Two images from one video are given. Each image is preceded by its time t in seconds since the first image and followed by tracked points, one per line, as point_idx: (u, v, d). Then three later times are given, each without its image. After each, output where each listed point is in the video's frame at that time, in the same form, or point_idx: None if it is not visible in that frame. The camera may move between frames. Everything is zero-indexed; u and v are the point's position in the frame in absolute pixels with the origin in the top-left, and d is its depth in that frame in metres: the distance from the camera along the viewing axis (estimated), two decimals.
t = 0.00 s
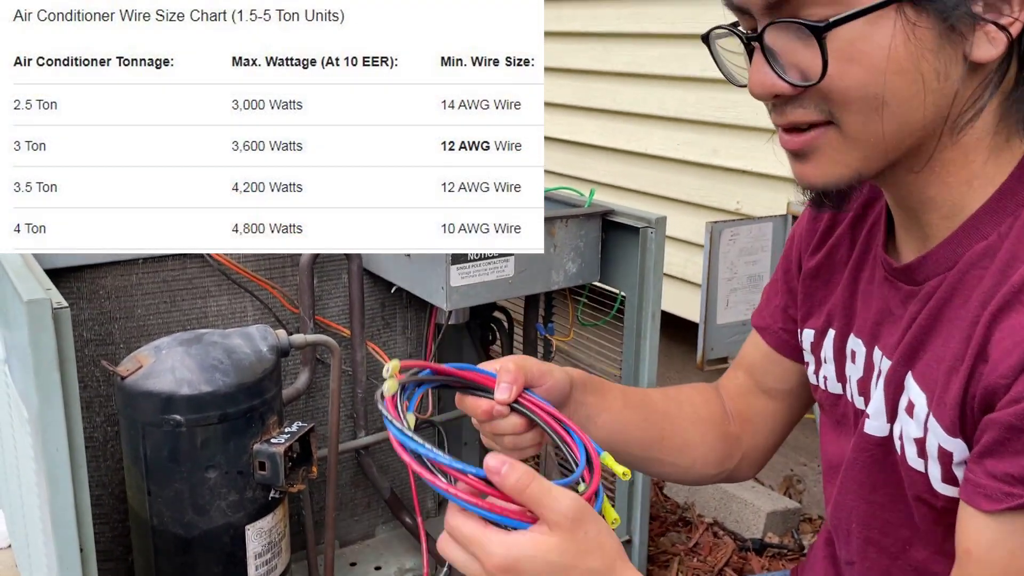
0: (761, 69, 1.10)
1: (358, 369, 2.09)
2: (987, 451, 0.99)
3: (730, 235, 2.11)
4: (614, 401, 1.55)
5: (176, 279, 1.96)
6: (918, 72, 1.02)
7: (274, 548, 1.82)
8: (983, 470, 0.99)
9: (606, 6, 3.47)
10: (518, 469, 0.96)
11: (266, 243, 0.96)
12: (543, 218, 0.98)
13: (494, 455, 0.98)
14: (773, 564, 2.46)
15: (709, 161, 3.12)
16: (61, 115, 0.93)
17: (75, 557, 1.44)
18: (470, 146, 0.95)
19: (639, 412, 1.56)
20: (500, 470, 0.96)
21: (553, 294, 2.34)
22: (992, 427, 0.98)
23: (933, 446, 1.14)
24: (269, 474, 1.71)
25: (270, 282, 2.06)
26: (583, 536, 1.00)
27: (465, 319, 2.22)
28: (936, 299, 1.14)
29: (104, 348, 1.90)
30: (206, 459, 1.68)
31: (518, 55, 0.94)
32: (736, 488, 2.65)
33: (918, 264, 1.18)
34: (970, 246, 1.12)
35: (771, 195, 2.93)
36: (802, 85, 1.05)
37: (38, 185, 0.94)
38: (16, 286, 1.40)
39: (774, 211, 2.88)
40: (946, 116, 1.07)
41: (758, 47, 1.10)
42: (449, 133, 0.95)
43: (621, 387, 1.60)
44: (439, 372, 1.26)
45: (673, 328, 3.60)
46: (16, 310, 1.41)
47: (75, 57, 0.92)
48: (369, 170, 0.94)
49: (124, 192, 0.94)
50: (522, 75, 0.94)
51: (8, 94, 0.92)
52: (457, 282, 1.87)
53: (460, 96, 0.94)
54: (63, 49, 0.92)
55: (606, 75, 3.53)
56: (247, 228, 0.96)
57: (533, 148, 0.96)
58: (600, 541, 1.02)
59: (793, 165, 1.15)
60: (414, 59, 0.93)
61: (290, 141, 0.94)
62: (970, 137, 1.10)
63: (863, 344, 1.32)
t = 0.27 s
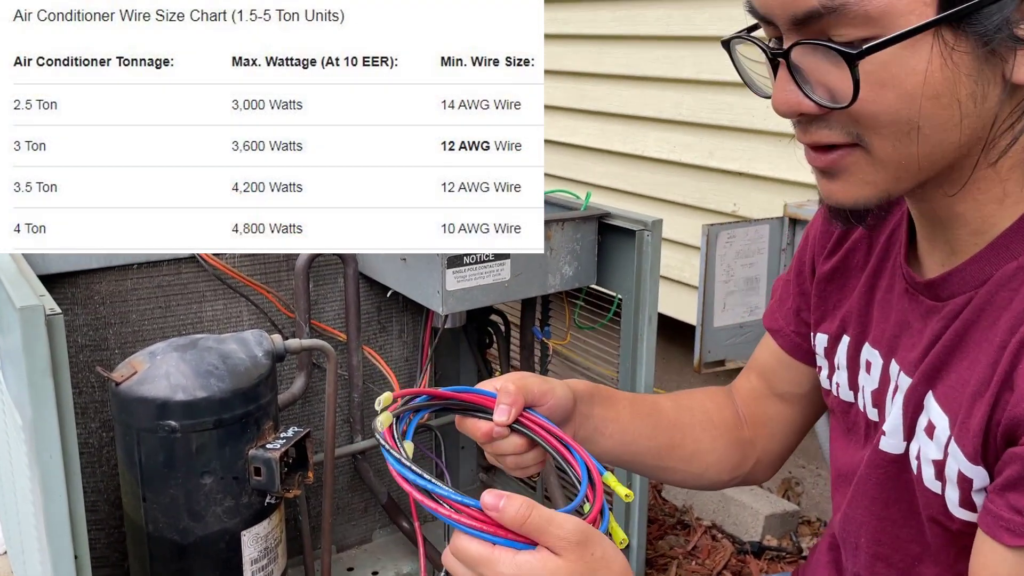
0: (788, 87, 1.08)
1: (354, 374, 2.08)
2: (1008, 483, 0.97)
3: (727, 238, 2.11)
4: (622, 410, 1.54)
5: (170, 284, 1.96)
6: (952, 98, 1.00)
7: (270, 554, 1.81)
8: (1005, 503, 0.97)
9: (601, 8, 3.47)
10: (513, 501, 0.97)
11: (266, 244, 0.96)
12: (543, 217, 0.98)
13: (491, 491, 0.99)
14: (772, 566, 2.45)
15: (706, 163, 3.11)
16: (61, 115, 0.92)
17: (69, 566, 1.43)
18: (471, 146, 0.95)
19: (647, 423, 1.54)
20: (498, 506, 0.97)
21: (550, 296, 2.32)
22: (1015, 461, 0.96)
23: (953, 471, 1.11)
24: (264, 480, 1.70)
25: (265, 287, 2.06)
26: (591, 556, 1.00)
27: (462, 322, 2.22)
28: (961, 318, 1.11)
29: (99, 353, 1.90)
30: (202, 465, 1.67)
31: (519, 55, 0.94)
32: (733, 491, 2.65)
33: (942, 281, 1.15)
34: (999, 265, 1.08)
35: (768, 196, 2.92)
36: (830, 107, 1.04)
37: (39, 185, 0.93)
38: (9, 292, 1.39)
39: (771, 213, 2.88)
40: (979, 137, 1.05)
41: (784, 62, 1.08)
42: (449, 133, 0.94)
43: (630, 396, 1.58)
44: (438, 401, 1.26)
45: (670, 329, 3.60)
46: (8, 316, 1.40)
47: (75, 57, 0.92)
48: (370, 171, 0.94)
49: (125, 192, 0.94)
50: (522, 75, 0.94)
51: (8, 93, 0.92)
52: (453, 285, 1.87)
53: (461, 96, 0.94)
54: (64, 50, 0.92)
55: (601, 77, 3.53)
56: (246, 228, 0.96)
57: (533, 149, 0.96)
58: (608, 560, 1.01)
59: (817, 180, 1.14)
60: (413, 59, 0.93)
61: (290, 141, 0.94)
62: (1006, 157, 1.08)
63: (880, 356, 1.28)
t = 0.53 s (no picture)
0: (800, 89, 1.03)
1: (349, 370, 2.07)
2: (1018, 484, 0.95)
3: (723, 232, 2.10)
4: (625, 395, 1.50)
5: (164, 280, 1.94)
6: (973, 98, 0.95)
7: (264, 551, 1.80)
8: (1015, 504, 0.95)
9: (598, 5, 3.46)
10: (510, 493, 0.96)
11: (266, 243, 0.99)
12: (542, 217, 1.00)
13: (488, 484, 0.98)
14: (770, 562, 2.44)
15: (703, 160, 3.10)
16: (61, 115, 0.95)
17: (61, 562, 1.43)
18: (470, 146, 0.97)
19: (649, 408, 1.51)
20: (496, 499, 0.96)
21: (545, 292, 2.31)
22: None
23: (960, 471, 1.08)
24: (259, 475, 1.69)
25: (260, 283, 2.05)
26: (584, 536, 1.00)
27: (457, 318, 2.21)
28: (969, 315, 1.07)
29: (93, 350, 1.89)
30: (196, 460, 1.66)
31: (518, 55, 0.96)
32: (731, 487, 2.63)
33: (949, 275, 1.11)
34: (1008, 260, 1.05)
35: (764, 192, 2.91)
36: (848, 111, 0.98)
37: (39, 185, 0.96)
38: None
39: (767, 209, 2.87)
40: (998, 135, 1.00)
41: (793, 62, 1.02)
42: (449, 133, 0.97)
43: (635, 380, 1.55)
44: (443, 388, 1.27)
45: (667, 326, 3.58)
46: None
47: (75, 57, 0.95)
48: (369, 170, 0.97)
49: (126, 192, 0.97)
50: (522, 75, 0.96)
51: (9, 93, 0.95)
52: (447, 280, 1.86)
53: (461, 96, 0.96)
54: (63, 49, 0.95)
55: (598, 74, 3.52)
56: (247, 227, 0.98)
57: (532, 148, 0.98)
58: (599, 538, 1.01)
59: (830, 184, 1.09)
60: (413, 59, 0.95)
61: (290, 141, 0.96)
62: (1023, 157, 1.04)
63: (882, 350, 1.24)
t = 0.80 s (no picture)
0: (794, 118, 1.03)
1: (346, 379, 2.08)
2: (994, 500, 0.96)
3: (717, 240, 2.11)
4: (629, 402, 1.50)
5: (160, 290, 1.95)
6: (967, 129, 0.97)
7: (261, 560, 1.80)
8: (992, 519, 0.96)
9: (593, 11, 3.47)
10: (497, 515, 0.96)
11: (266, 243, 0.98)
12: (541, 217, 0.99)
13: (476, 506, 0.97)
14: (765, 568, 2.46)
15: (698, 166, 3.12)
16: (61, 115, 0.94)
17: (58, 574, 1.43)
18: (470, 146, 0.97)
19: (653, 412, 1.51)
20: (483, 522, 0.95)
21: (541, 299, 2.32)
22: (1002, 478, 0.94)
23: (943, 485, 1.09)
24: (255, 485, 1.70)
25: (256, 292, 2.06)
26: (568, 560, 0.99)
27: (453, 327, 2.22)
28: (953, 331, 1.08)
29: (89, 360, 1.89)
30: (192, 471, 1.67)
31: (518, 55, 0.95)
32: (727, 493, 2.65)
33: (936, 291, 1.12)
34: (992, 278, 1.06)
35: (759, 199, 2.92)
36: (842, 141, 0.98)
37: (39, 185, 0.96)
38: None
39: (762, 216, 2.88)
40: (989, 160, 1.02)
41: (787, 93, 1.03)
42: (448, 133, 0.96)
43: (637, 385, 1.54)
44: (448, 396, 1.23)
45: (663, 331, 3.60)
46: None
47: (75, 57, 0.94)
48: (368, 170, 0.96)
49: (123, 192, 0.96)
50: (522, 74, 0.95)
51: (9, 93, 0.94)
52: (443, 289, 1.86)
53: (460, 96, 0.96)
54: (63, 49, 0.94)
55: (593, 80, 3.54)
56: (246, 228, 0.98)
57: (532, 149, 0.97)
58: (584, 563, 1.01)
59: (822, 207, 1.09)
60: (413, 59, 0.94)
61: (290, 142, 0.95)
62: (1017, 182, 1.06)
63: (870, 363, 1.25)
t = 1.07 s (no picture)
0: (782, 115, 1.04)
1: (347, 383, 2.09)
2: (993, 501, 0.96)
3: (717, 243, 2.12)
4: (652, 413, 1.47)
5: (161, 295, 1.96)
6: (951, 132, 0.97)
7: (263, 565, 1.81)
8: (991, 520, 0.96)
9: (591, 16, 3.49)
10: (491, 545, 0.96)
11: (266, 243, 0.96)
12: (542, 217, 0.98)
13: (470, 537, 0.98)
14: (766, 571, 2.46)
15: (696, 170, 3.12)
16: (61, 115, 0.92)
17: None
18: (471, 146, 0.95)
19: (672, 424, 1.49)
20: (477, 553, 0.96)
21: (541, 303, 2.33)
22: (1000, 479, 0.95)
23: (942, 486, 1.09)
24: (256, 490, 1.71)
25: (257, 297, 2.06)
26: None
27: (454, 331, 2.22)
28: (951, 333, 1.09)
29: (91, 366, 1.90)
30: (193, 476, 1.67)
31: (519, 55, 0.93)
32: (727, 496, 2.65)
33: (934, 292, 1.13)
34: (990, 280, 1.06)
35: (757, 202, 2.93)
36: (828, 140, 1.00)
37: (39, 185, 0.93)
38: None
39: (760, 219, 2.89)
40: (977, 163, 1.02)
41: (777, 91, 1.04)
42: (449, 133, 0.94)
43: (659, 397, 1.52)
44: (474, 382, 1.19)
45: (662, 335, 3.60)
46: None
47: (75, 58, 0.92)
48: (369, 170, 0.94)
49: (123, 191, 0.94)
50: (522, 75, 0.94)
51: (8, 94, 0.92)
52: (443, 294, 1.87)
53: (460, 96, 0.93)
54: (63, 49, 0.92)
55: (592, 85, 3.55)
56: (247, 228, 0.95)
57: (532, 148, 0.96)
58: None
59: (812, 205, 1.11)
60: (413, 59, 0.92)
61: (290, 141, 0.93)
62: (1004, 186, 1.05)
63: (869, 364, 1.25)
